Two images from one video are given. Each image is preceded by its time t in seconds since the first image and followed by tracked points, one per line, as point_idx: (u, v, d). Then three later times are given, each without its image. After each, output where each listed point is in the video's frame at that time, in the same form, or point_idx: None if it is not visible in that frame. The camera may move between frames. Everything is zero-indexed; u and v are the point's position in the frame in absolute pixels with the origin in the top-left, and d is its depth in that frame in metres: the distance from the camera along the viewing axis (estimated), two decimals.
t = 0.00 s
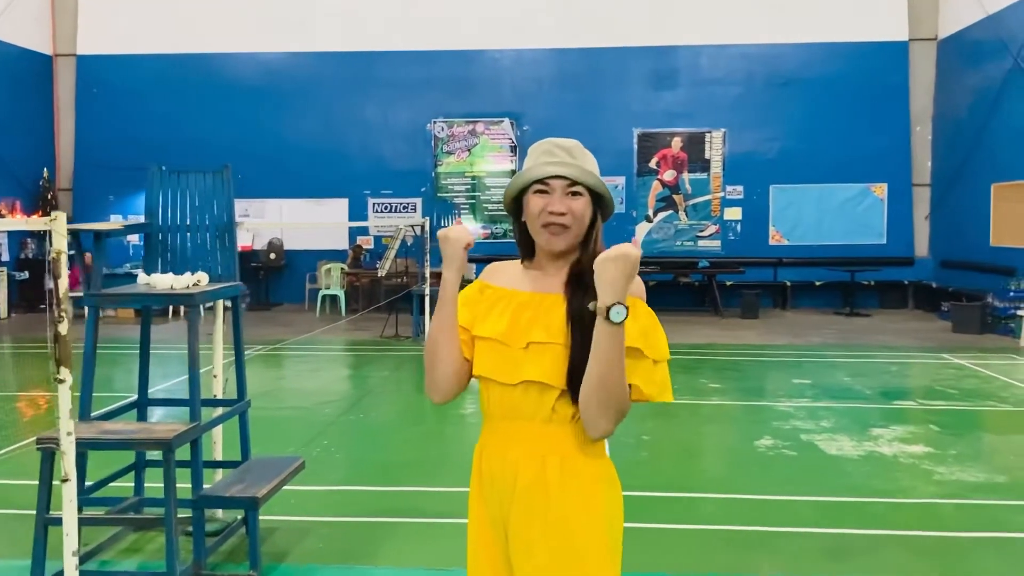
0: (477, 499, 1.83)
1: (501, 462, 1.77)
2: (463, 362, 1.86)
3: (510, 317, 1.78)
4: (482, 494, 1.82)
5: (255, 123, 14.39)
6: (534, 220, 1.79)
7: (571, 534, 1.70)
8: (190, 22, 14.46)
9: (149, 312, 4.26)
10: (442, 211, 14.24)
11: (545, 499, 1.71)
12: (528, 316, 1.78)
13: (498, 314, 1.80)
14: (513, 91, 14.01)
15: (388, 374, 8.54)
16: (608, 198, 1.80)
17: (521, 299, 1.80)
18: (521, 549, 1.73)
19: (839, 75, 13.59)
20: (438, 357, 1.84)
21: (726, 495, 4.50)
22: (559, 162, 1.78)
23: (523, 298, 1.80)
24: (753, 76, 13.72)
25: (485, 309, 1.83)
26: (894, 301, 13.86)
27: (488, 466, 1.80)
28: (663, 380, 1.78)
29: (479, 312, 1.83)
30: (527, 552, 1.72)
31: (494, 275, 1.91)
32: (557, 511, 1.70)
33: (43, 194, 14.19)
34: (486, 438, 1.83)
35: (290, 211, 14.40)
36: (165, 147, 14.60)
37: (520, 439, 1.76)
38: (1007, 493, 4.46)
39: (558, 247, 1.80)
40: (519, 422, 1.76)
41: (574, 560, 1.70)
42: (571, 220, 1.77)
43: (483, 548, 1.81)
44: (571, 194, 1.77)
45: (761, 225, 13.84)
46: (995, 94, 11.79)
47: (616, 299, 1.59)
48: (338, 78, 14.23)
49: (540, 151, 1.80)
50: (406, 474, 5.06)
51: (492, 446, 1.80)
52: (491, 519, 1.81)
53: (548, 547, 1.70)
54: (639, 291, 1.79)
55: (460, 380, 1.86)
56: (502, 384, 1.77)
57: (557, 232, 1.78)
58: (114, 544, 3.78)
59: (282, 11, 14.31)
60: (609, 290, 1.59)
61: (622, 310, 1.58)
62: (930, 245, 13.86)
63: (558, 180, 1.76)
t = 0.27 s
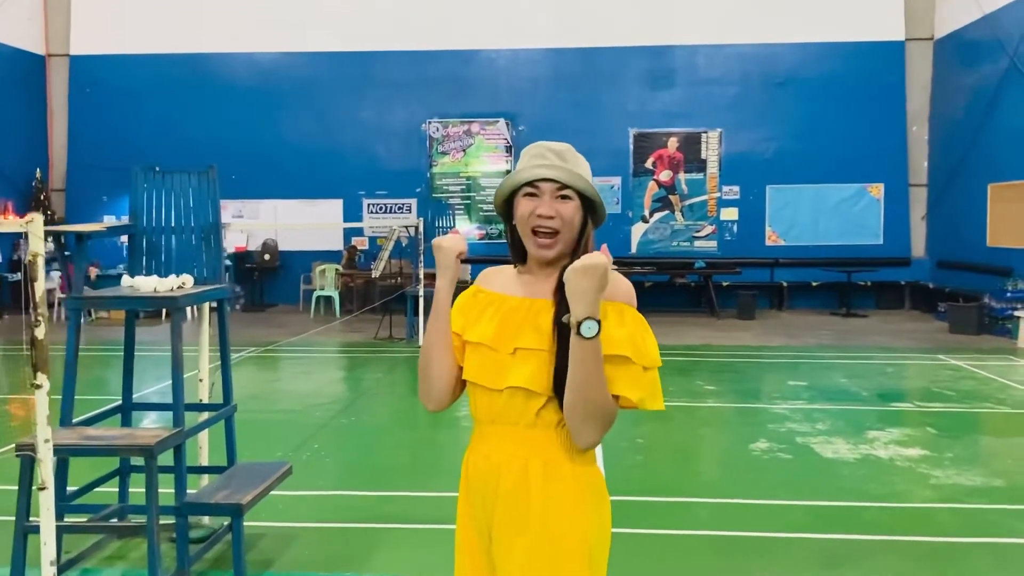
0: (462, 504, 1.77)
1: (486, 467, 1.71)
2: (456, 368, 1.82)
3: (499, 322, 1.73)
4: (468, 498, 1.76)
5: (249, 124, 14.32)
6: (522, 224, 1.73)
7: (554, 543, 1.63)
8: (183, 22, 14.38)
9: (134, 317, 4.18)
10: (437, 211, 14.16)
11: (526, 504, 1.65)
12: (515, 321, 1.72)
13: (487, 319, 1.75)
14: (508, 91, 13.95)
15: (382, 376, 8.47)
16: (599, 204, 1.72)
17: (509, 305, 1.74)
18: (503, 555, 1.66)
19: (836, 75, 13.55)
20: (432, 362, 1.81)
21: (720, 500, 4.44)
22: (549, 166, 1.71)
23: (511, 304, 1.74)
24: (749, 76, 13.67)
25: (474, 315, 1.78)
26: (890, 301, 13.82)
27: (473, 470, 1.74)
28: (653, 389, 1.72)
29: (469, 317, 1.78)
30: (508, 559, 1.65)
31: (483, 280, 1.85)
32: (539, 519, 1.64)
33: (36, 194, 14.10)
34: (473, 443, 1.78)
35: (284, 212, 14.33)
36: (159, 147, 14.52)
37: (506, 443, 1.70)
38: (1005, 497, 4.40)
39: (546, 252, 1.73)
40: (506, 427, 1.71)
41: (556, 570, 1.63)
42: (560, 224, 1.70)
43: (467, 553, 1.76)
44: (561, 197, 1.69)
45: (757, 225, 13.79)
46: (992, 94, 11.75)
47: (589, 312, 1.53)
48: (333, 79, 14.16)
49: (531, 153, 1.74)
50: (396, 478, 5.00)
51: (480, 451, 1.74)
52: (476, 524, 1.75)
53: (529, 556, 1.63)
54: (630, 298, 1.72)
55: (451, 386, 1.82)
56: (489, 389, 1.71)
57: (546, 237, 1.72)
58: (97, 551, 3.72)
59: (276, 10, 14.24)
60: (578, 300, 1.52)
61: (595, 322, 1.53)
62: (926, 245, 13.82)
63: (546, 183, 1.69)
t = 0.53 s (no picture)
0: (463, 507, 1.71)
1: (488, 469, 1.67)
2: (460, 369, 1.77)
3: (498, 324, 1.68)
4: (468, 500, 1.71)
5: (243, 125, 14.26)
6: (517, 222, 1.69)
7: (556, 546, 1.59)
8: (177, 22, 14.32)
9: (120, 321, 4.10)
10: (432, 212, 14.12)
11: (529, 504, 1.62)
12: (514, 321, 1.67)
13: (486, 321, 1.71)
14: (503, 91, 13.92)
15: (376, 378, 8.43)
16: (594, 202, 1.68)
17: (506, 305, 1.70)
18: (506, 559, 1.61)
19: (831, 75, 13.53)
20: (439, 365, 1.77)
21: (714, 502, 4.40)
22: (545, 163, 1.68)
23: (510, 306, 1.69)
24: (744, 76, 13.65)
25: (473, 317, 1.73)
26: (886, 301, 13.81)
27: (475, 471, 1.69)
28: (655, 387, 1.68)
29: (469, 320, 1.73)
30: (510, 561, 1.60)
31: (481, 283, 1.81)
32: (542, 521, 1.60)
33: (28, 196, 14.03)
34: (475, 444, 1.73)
35: (278, 213, 14.28)
36: (152, 148, 14.45)
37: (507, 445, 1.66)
38: (1000, 499, 4.37)
39: (541, 251, 1.69)
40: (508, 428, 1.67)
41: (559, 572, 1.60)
42: (555, 222, 1.66)
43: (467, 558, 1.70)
44: (555, 195, 1.66)
45: (752, 226, 13.76)
46: (987, 94, 11.73)
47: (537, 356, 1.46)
48: (327, 80, 14.12)
49: (524, 152, 1.71)
50: (387, 481, 4.96)
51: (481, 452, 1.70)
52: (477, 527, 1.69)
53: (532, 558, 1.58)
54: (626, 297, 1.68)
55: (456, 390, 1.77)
56: (488, 391, 1.67)
57: (542, 235, 1.68)
58: (82, 557, 3.68)
59: (270, 11, 14.18)
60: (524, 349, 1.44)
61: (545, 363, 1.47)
62: (922, 245, 13.81)
63: (542, 180, 1.66)
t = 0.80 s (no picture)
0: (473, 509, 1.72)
1: (494, 470, 1.68)
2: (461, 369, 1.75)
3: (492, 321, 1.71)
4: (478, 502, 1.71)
5: (236, 126, 14.22)
6: (514, 212, 1.70)
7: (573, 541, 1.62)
8: (170, 22, 14.26)
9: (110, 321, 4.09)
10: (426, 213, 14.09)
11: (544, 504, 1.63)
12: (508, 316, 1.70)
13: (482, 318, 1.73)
14: (497, 92, 13.90)
15: (370, 379, 8.40)
16: (591, 195, 1.71)
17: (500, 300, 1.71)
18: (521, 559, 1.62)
19: (824, 76, 13.55)
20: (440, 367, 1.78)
21: (708, 504, 4.38)
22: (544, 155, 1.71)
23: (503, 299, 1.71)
24: (739, 77, 13.65)
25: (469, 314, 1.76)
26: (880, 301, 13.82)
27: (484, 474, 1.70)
28: (637, 382, 1.68)
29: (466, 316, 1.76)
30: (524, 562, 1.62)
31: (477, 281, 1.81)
32: (547, 518, 1.62)
33: (20, 197, 13.96)
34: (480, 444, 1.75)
35: (272, 214, 14.24)
36: (145, 148, 14.39)
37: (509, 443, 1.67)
38: (994, 500, 4.36)
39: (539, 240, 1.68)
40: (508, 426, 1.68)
41: (571, 567, 1.62)
42: (554, 210, 1.67)
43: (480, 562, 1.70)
44: (555, 184, 1.68)
45: (747, 226, 13.77)
46: (980, 94, 11.75)
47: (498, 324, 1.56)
48: (321, 81, 14.08)
49: (525, 145, 1.74)
50: (380, 483, 4.93)
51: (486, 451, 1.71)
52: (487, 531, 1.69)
53: (545, 557, 1.60)
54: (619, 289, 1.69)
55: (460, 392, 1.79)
56: (486, 388, 1.69)
57: (541, 224, 1.67)
58: (70, 562, 3.65)
59: (264, 12, 14.14)
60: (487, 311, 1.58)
61: (503, 333, 1.56)
62: (916, 245, 13.83)
63: (541, 169, 1.68)
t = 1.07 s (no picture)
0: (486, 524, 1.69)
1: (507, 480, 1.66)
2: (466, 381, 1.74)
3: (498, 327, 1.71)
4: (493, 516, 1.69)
5: (229, 128, 14.17)
6: (513, 219, 1.68)
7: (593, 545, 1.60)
8: (162, 23, 14.21)
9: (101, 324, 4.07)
10: (420, 214, 14.06)
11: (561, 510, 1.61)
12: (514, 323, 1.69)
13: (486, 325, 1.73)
14: (491, 93, 13.88)
15: (365, 382, 8.37)
16: (589, 197, 1.71)
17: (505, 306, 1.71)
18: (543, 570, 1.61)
19: (818, 77, 13.57)
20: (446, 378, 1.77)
21: (703, 507, 4.36)
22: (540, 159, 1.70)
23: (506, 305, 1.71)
24: (732, 78, 13.67)
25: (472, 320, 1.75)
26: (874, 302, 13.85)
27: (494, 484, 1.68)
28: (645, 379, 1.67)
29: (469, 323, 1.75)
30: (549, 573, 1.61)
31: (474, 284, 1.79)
32: (569, 526, 1.61)
33: (12, 200, 13.89)
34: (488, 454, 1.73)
35: (265, 216, 14.19)
36: (138, 151, 14.33)
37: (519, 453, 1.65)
38: (989, 502, 4.35)
39: (539, 246, 1.67)
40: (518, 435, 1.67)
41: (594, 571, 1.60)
42: (554, 216, 1.66)
43: None
44: (553, 190, 1.67)
45: (741, 227, 13.78)
46: (973, 95, 11.78)
47: (512, 326, 1.56)
48: (314, 82, 14.04)
49: (520, 150, 1.73)
50: (374, 488, 4.90)
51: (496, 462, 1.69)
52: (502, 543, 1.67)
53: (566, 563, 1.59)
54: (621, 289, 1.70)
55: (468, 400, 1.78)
56: (496, 398, 1.68)
57: (540, 230, 1.66)
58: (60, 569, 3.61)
59: (257, 13, 14.09)
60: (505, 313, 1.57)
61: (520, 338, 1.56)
62: (909, 246, 13.86)
63: (540, 174, 1.67)
